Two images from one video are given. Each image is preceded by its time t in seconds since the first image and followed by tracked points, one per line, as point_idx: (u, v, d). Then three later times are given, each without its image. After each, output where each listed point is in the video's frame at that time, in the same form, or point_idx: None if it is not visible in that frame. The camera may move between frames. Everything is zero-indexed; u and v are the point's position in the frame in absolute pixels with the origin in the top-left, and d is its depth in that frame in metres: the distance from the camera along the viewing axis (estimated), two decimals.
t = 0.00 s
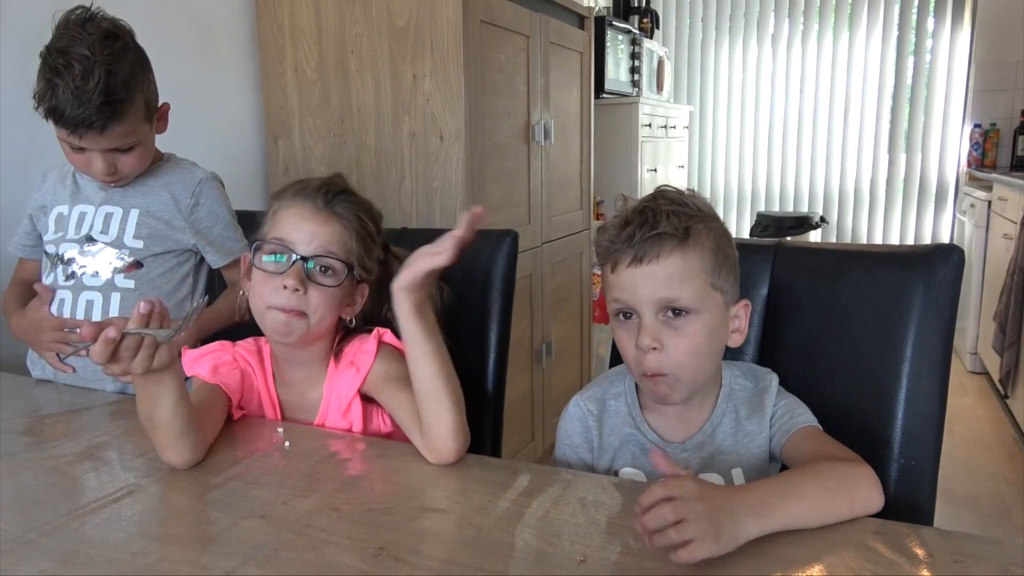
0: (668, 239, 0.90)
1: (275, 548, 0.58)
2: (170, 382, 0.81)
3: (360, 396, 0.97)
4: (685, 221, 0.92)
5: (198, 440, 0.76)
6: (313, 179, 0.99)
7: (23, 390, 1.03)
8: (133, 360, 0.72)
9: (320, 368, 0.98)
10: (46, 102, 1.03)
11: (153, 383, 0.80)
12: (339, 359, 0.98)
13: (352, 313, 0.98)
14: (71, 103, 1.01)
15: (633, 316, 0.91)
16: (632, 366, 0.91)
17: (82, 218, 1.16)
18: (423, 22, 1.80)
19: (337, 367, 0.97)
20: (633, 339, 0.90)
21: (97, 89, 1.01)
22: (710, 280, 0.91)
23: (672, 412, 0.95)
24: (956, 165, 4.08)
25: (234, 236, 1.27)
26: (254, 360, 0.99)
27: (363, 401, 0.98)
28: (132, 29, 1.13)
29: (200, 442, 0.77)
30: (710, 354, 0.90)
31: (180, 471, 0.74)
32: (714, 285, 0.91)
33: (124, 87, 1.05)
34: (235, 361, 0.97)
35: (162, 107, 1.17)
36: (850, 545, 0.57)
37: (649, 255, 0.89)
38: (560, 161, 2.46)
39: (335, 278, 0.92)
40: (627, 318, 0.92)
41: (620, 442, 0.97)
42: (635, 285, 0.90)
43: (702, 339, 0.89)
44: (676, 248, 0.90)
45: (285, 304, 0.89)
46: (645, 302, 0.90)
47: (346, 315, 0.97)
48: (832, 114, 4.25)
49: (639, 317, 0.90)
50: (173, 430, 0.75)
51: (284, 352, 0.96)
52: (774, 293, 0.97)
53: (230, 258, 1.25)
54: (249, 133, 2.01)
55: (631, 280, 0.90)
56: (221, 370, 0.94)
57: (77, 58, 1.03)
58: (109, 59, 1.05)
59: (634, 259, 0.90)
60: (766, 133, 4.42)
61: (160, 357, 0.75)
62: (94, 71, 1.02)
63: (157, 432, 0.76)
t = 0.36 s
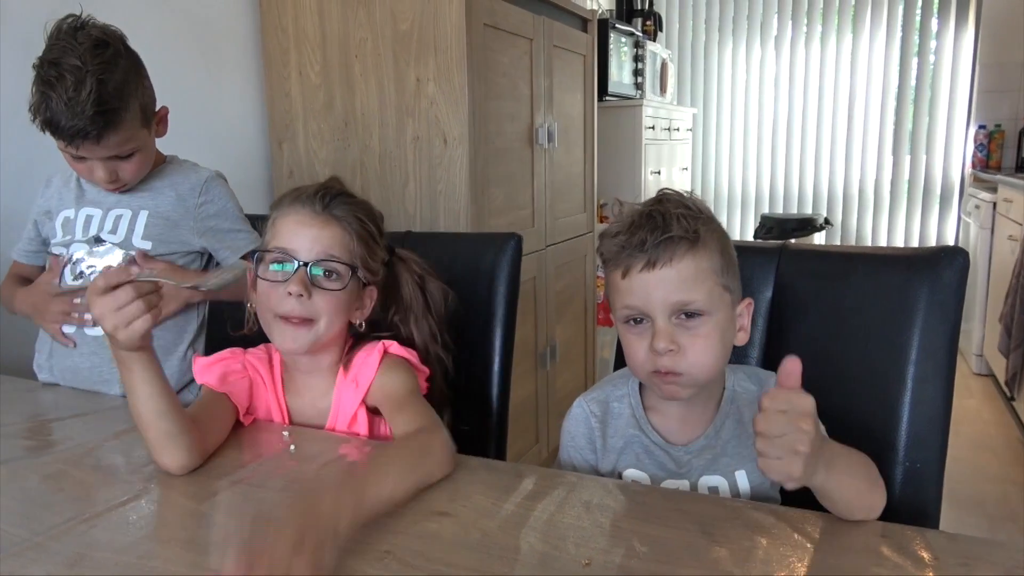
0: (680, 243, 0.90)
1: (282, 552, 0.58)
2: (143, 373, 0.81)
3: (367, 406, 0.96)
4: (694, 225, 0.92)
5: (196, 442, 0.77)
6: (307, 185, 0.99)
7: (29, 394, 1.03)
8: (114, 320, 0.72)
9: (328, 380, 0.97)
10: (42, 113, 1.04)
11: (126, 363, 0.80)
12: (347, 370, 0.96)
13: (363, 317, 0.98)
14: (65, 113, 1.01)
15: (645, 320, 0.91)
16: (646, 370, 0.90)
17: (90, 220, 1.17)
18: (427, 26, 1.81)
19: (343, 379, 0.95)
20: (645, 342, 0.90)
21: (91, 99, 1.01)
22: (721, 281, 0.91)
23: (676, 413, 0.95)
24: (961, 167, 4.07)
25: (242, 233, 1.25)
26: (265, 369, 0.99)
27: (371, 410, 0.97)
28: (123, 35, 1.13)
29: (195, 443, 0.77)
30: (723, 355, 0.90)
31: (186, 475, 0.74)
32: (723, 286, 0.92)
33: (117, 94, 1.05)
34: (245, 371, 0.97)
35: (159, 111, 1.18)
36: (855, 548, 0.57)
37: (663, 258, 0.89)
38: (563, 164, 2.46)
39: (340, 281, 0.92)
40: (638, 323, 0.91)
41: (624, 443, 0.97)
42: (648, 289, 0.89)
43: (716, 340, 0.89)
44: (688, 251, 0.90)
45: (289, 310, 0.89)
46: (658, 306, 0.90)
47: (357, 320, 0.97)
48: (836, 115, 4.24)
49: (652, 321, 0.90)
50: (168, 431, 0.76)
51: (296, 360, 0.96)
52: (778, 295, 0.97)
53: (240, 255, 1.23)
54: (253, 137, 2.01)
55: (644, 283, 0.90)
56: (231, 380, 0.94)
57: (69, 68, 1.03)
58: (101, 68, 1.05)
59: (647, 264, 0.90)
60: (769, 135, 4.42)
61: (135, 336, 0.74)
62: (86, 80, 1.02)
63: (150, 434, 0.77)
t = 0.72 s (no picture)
0: (702, 259, 0.91)
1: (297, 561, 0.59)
2: (146, 368, 0.83)
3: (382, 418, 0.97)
4: (715, 242, 0.93)
5: (202, 446, 0.78)
6: (315, 199, 1.01)
7: (46, 403, 1.04)
8: (157, 299, 0.82)
9: (345, 392, 0.98)
10: (45, 130, 1.04)
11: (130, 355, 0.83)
12: (364, 382, 0.97)
13: (377, 325, 0.99)
14: (67, 132, 1.01)
15: (664, 335, 0.91)
16: (663, 385, 0.90)
17: (104, 232, 1.19)
18: (439, 40, 1.83)
19: (360, 393, 0.96)
20: (665, 356, 0.90)
21: (89, 118, 1.01)
22: (740, 298, 0.92)
23: (689, 428, 0.95)
24: (974, 179, 4.05)
25: (255, 244, 1.27)
26: (283, 382, 1.00)
27: (386, 422, 0.97)
28: (129, 49, 1.11)
29: (202, 447, 0.78)
30: (741, 371, 0.91)
31: (203, 485, 0.75)
32: (742, 303, 0.92)
33: (118, 112, 1.04)
34: (263, 380, 0.99)
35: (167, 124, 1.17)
36: (867, 562, 0.57)
37: (684, 274, 0.90)
38: (573, 176, 2.47)
39: (353, 290, 0.93)
40: (657, 337, 0.91)
41: (636, 459, 0.97)
42: (669, 304, 0.90)
43: (734, 357, 0.90)
44: (709, 268, 0.91)
45: (305, 322, 0.90)
46: (679, 321, 0.90)
47: (371, 328, 0.98)
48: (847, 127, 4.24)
49: (671, 336, 0.90)
50: (177, 439, 0.78)
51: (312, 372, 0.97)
52: (789, 309, 0.98)
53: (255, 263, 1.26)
54: (267, 149, 2.04)
55: (666, 298, 0.90)
56: (248, 393, 0.96)
57: (71, 86, 1.03)
58: (102, 86, 1.04)
59: (668, 279, 0.90)
60: (780, 148, 4.42)
61: (162, 320, 0.82)
62: (86, 99, 1.02)
63: (160, 437, 0.79)
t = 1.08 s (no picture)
0: (713, 275, 0.91)
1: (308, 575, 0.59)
2: (149, 379, 0.84)
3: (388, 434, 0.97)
4: (728, 259, 0.93)
5: (210, 460, 0.79)
6: (317, 217, 1.01)
7: (60, 416, 1.05)
8: (159, 308, 0.84)
9: (350, 409, 0.99)
10: (52, 138, 1.06)
11: (131, 367, 0.85)
12: (369, 398, 0.97)
13: (380, 341, 1.00)
14: (73, 136, 1.03)
15: (674, 349, 0.91)
16: (673, 400, 0.91)
17: (116, 242, 1.21)
18: (451, 57, 1.85)
19: (366, 408, 0.97)
20: (676, 372, 0.90)
21: (91, 120, 1.02)
22: (752, 314, 0.92)
23: (700, 445, 0.95)
24: (985, 194, 4.03)
25: (266, 253, 1.27)
26: (290, 399, 1.01)
27: (392, 438, 0.98)
28: (138, 60, 1.13)
29: (210, 463, 0.79)
30: (752, 388, 0.90)
31: (214, 500, 0.75)
32: (755, 320, 0.92)
33: (122, 118, 1.05)
34: (270, 396, 1.00)
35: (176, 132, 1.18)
36: None
37: (695, 290, 0.90)
38: (583, 191, 2.48)
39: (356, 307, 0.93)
40: (668, 352, 0.92)
41: (648, 475, 0.97)
42: (680, 319, 0.90)
43: (746, 373, 0.89)
44: (720, 284, 0.91)
45: (307, 341, 0.90)
46: (689, 336, 0.90)
47: (374, 343, 0.99)
48: (858, 142, 4.23)
49: (681, 350, 0.90)
50: (184, 454, 0.79)
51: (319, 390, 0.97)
52: (799, 325, 0.97)
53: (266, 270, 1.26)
54: (280, 165, 2.06)
55: (677, 314, 0.90)
56: (256, 409, 0.96)
57: (76, 93, 1.04)
58: (106, 92, 1.05)
59: (679, 294, 0.91)
60: (790, 163, 4.41)
61: (165, 329, 0.84)
62: (89, 101, 1.03)
63: (165, 452, 0.80)
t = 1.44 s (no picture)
0: (701, 283, 0.91)
1: None
2: (151, 384, 0.84)
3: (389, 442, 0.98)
4: (721, 266, 0.93)
5: (210, 469, 0.79)
6: (311, 227, 1.00)
7: (58, 424, 1.05)
8: (165, 314, 0.84)
9: (350, 417, 0.99)
10: (102, 53, 1.17)
11: (132, 371, 0.84)
12: (370, 407, 0.97)
13: (380, 349, 0.99)
14: (129, 39, 1.16)
15: (662, 354, 0.93)
16: (659, 403, 0.92)
17: (91, 246, 1.16)
18: (453, 65, 1.85)
19: (366, 417, 0.97)
20: (662, 376, 0.92)
21: (156, 33, 1.18)
22: (741, 323, 0.92)
23: (695, 448, 0.95)
24: (987, 202, 4.04)
25: (250, 256, 1.22)
26: (290, 406, 1.00)
27: (393, 447, 0.98)
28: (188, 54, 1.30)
29: (211, 471, 0.79)
30: (738, 396, 0.91)
31: (214, 508, 0.75)
32: (745, 329, 0.92)
33: (166, 49, 1.18)
34: (271, 404, 1.00)
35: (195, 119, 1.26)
36: None
37: (682, 296, 0.91)
38: (585, 199, 2.49)
39: (351, 317, 0.93)
40: (657, 356, 0.94)
41: (642, 479, 0.97)
42: (667, 323, 0.92)
43: (732, 380, 0.91)
44: (708, 291, 0.91)
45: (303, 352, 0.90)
46: (676, 341, 0.91)
47: (374, 351, 0.98)
48: (859, 150, 4.24)
49: (668, 354, 0.92)
50: (185, 460, 0.78)
51: (320, 396, 0.97)
52: (802, 333, 0.97)
53: (249, 271, 1.20)
54: (282, 173, 2.06)
55: (664, 319, 0.92)
56: (255, 416, 0.96)
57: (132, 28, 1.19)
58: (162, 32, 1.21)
59: (667, 300, 0.92)
60: (791, 171, 4.42)
61: (170, 334, 0.84)
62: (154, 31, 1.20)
63: (165, 459, 0.80)
